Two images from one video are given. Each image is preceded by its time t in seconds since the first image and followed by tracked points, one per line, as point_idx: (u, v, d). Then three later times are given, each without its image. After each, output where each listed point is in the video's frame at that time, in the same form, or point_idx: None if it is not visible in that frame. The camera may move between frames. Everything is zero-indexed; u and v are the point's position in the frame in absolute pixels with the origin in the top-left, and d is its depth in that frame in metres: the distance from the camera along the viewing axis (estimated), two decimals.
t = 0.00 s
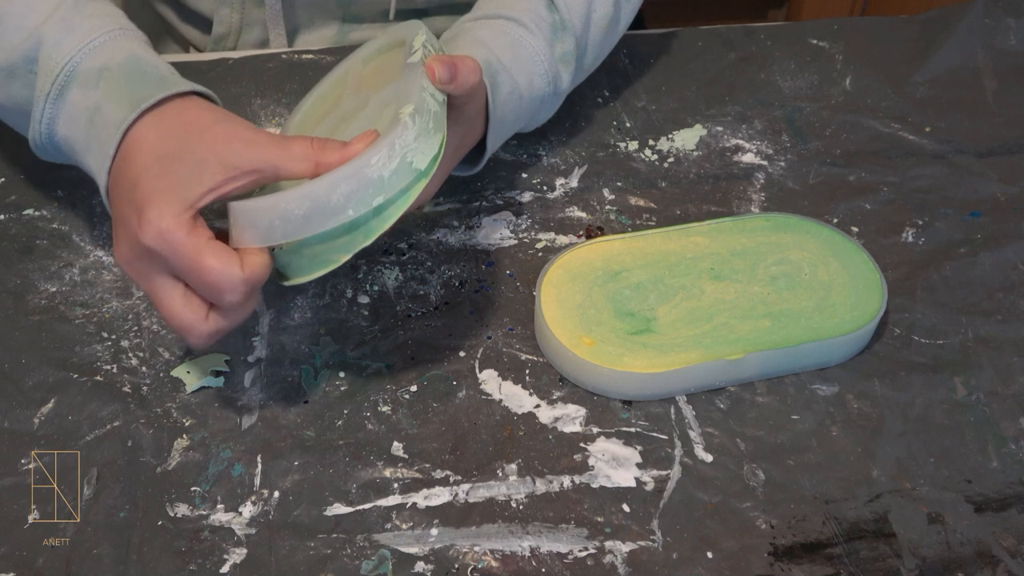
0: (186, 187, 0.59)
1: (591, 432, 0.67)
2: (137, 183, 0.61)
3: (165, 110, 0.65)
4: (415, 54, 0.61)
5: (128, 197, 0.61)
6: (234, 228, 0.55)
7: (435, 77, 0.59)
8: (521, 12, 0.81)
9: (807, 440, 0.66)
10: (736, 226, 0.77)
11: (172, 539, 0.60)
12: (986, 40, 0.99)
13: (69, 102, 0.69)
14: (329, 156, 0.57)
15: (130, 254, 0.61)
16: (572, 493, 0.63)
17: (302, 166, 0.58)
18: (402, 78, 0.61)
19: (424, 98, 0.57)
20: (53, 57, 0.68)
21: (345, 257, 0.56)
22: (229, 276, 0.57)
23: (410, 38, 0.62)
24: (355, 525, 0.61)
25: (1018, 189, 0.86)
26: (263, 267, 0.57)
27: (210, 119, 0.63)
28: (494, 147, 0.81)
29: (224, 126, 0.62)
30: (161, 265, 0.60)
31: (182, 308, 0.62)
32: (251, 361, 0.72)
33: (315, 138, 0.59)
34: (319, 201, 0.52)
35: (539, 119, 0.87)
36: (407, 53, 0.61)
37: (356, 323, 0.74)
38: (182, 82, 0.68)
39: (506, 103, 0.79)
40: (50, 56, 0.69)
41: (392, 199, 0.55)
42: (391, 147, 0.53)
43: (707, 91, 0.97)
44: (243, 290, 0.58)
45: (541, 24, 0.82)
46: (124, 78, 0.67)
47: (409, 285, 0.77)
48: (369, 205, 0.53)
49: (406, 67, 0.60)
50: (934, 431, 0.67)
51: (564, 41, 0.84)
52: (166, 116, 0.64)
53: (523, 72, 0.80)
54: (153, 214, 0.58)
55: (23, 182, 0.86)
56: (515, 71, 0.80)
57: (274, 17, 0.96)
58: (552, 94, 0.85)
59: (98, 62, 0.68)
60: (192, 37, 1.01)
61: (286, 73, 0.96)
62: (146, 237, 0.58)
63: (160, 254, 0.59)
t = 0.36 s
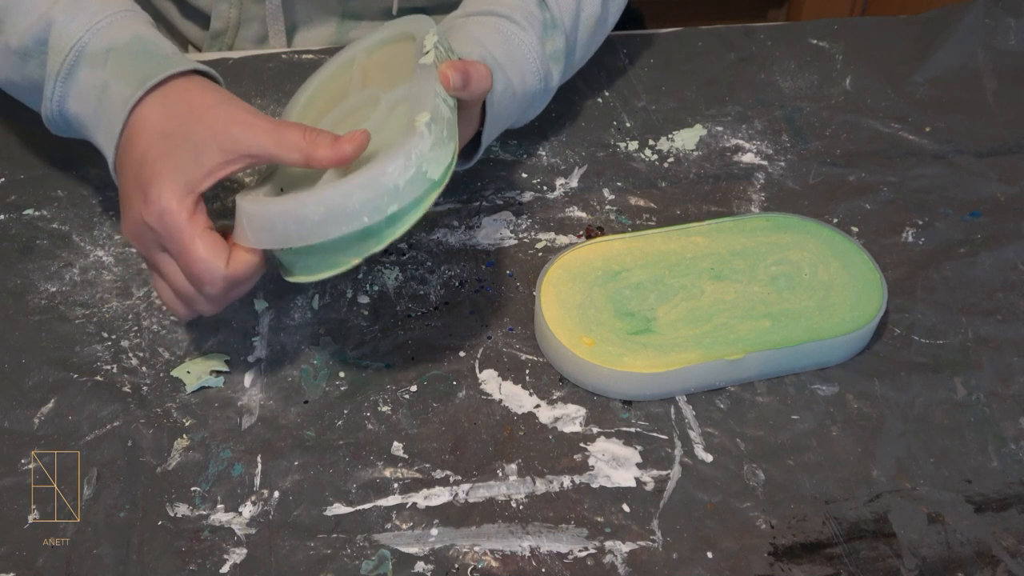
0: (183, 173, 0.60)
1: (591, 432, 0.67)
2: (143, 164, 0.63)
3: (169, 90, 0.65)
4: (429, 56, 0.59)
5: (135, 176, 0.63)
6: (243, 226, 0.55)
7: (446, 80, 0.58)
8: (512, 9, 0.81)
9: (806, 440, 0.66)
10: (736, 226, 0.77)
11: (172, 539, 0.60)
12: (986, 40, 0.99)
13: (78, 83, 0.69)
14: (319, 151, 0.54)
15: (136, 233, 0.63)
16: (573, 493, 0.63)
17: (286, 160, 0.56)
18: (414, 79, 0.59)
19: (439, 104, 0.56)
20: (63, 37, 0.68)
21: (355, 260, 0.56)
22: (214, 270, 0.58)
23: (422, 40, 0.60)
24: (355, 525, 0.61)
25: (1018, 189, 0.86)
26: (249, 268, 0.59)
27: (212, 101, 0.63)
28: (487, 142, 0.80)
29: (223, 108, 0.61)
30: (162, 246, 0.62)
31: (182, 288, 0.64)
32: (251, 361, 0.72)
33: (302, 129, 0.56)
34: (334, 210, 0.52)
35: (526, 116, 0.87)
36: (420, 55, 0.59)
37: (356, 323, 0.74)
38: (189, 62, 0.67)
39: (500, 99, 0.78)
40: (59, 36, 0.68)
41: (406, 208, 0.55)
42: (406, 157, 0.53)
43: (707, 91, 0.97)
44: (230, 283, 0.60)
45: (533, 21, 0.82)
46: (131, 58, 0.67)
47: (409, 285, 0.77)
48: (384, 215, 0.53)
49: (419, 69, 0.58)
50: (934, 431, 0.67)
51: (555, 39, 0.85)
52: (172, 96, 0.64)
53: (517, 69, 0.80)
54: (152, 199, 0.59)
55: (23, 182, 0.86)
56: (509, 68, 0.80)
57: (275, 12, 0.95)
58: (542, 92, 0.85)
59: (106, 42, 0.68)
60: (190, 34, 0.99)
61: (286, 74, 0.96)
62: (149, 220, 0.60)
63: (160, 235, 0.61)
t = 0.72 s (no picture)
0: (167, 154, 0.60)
1: (591, 432, 0.67)
2: (126, 140, 0.63)
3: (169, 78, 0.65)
4: (435, 82, 0.61)
5: (116, 151, 0.63)
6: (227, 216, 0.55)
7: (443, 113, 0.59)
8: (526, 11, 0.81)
9: (806, 440, 0.66)
10: (737, 226, 0.77)
11: (172, 539, 0.60)
12: (986, 40, 0.99)
13: (72, 68, 0.68)
14: (307, 160, 0.54)
15: (112, 207, 0.63)
16: (573, 493, 0.63)
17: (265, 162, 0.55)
18: (415, 102, 0.61)
19: (440, 144, 0.58)
20: (63, 23, 0.68)
21: (334, 278, 0.57)
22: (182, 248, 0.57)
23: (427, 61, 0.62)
24: (355, 525, 0.61)
25: (1018, 189, 0.86)
26: (217, 250, 0.57)
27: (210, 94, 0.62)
28: (507, 146, 0.81)
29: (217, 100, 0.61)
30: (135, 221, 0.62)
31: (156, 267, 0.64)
32: (251, 360, 0.72)
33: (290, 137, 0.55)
34: (328, 230, 0.52)
35: (550, 116, 0.87)
36: (425, 78, 0.61)
37: (356, 323, 0.74)
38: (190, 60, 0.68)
39: (517, 103, 0.79)
40: (58, 22, 0.69)
41: (395, 242, 0.56)
42: (407, 193, 0.54)
43: (707, 91, 0.97)
44: (196, 265, 0.59)
45: (547, 20, 0.83)
46: (130, 48, 0.67)
47: (409, 285, 0.77)
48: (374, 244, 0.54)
49: (422, 95, 0.60)
50: (934, 431, 0.67)
51: (571, 37, 0.85)
52: (167, 82, 0.65)
53: (535, 70, 0.80)
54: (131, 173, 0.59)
55: (23, 182, 0.86)
56: (526, 70, 0.80)
57: (274, 11, 0.94)
58: (563, 91, 0.85)
59: (106, 31, 0.68)
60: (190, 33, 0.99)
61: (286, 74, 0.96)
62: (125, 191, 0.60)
63: (134, 209, 0.61)
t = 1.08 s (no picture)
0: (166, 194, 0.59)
1: (591, 432, 0.67)
2: (127, 175, 0.62)
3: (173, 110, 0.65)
4: (434, 145, 0.61)
5: (117, 186, 0.62)
6: (219, 255, 0.54)
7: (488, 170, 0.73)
8: None
9: (806, 440, 0.66)
10: (736, 226, 0.77)
11: (172, 539, 0.60)
12: (986, 40, 0.99)
13: (77, 90, 0.69)
14: (301, 214, 0.53)
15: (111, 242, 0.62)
16: (572, 493, 0.63)
17: (265, 212, 0.54)
18: (413, 165, 0.60)
19: (438, 210, 0.58)
20: (69, 45, 0.69)
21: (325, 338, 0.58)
22: (176, 291, 0.56)
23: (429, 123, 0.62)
24: (355, 525, 0.61)
25: (1018, 189, 0.86)
26: (212, 294, 0.56)
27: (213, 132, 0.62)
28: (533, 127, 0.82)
29: (219, 139, 0.61)
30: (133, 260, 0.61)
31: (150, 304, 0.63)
32: (251, 360, 0.72)
33: (291, 189, 0.55)
34: (324, 290, 0.53)
35: (575, 99, 0.87)
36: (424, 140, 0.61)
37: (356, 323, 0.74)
38: (196, 89, 0.68)
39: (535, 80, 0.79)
40: (66, 44, 0.69)
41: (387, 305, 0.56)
42: (405, 258, 0.55)
43: (707, 91, 0.97)
44: (190, 310, 0.58)
45: None
46: (136, 74, 0.67)
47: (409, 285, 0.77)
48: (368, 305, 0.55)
49: (421, 158, 0.60)
50: (934, 431, 0.67)
51: (587, 15, 0.85)
52: (172, 115, 0.64)
53: (548, 46, 0.81)
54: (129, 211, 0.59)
55: (23, 182, 0.86)
56: (541, 48, 0.81)
57: (274, 10, 0.94)
58: (583, 70, 0.85)
59: (112, 56, 0.68)
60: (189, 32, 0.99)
61: (286, 74, 0.96)
62: (122, 228, 0.59)
63: (131, 247, 0.60)
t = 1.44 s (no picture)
0: (155, 190, 0.60)
1: (591, 432, 0.67)
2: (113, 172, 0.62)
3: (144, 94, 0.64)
4: (450, 150, 0.62)
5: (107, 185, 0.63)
6: (240, 265, 0.54)
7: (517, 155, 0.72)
8: None
9: (806, 440, 0.66)
10: (736, 226, 0.77)
11: (172, 539, 0.60)
12: (986, 40, 0.99)
13: (61, 88, 0.68)
14: (291, 212, 0.54)
15: (110, 241, 0.63)
16: (572, 493, 0.63)
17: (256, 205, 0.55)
18: (429, 172, 0.61)
19: (456, 212, 0.58)
20: (44, 43, 0.67)
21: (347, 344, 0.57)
22: (184, 288, 0.58)
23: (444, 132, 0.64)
24: (355, 525, 0.61)
25: (1019, 189, 0.86)
26: (218, 290, 0.58)
27: (187, 114, 0.62)
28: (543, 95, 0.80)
29: (197, 126, 0.60)
30: (133, 257, 0.62)
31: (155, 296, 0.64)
32: (251, 360, 0.72)
33: (276, 180, 0.56)
34: (344, 293, 0.52)
35: (587, 62, 0.85)
36: (440, 148, 0.62)
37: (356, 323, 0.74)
38: (167, 66, 0.66)
39: (533, 52, 0.76)
40: (42, 42, 0.68)
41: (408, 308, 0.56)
42: (424, 260, 0.54)
43: (707, 91, 0.97)
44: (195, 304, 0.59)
45: None
46: (108, 63, 0.66)
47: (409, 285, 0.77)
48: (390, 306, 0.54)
49: (438, 164, 0.61)
50: (934, 431, 0.67)
51: None
52: (146, 101, 0.63)
53: (534, 17, 0.77)
54: (121, 213, 0.59)
55: (23, 182, 0.86)
56: (527, 22, 0.77)
57: (274, 11, 0.93)
58: (580, 34, 0.82)
59: (87, 47, 0.67)
60: (189, 34, 0.99)
61: (286, 74, 0.96)
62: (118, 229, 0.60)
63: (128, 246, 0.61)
